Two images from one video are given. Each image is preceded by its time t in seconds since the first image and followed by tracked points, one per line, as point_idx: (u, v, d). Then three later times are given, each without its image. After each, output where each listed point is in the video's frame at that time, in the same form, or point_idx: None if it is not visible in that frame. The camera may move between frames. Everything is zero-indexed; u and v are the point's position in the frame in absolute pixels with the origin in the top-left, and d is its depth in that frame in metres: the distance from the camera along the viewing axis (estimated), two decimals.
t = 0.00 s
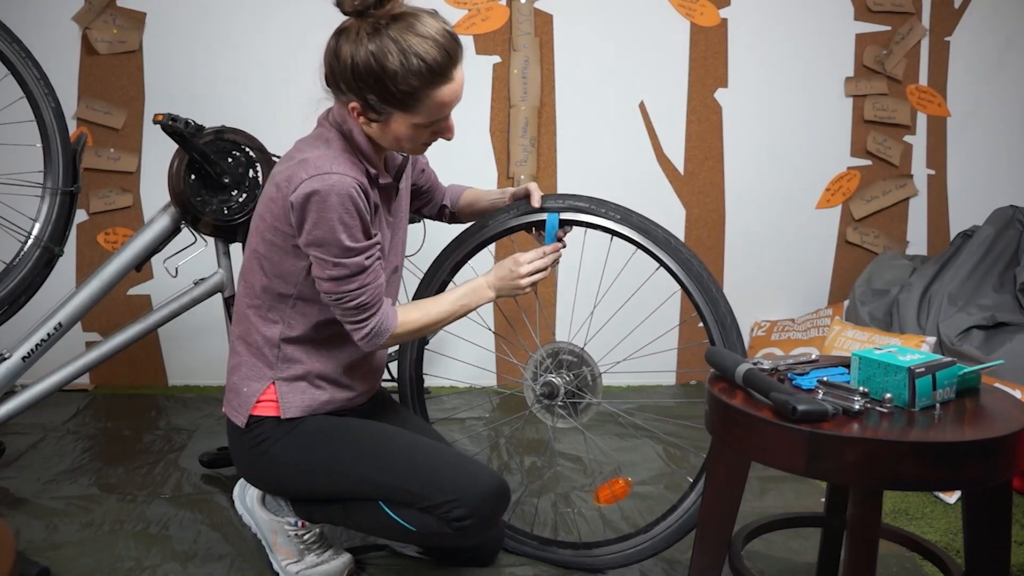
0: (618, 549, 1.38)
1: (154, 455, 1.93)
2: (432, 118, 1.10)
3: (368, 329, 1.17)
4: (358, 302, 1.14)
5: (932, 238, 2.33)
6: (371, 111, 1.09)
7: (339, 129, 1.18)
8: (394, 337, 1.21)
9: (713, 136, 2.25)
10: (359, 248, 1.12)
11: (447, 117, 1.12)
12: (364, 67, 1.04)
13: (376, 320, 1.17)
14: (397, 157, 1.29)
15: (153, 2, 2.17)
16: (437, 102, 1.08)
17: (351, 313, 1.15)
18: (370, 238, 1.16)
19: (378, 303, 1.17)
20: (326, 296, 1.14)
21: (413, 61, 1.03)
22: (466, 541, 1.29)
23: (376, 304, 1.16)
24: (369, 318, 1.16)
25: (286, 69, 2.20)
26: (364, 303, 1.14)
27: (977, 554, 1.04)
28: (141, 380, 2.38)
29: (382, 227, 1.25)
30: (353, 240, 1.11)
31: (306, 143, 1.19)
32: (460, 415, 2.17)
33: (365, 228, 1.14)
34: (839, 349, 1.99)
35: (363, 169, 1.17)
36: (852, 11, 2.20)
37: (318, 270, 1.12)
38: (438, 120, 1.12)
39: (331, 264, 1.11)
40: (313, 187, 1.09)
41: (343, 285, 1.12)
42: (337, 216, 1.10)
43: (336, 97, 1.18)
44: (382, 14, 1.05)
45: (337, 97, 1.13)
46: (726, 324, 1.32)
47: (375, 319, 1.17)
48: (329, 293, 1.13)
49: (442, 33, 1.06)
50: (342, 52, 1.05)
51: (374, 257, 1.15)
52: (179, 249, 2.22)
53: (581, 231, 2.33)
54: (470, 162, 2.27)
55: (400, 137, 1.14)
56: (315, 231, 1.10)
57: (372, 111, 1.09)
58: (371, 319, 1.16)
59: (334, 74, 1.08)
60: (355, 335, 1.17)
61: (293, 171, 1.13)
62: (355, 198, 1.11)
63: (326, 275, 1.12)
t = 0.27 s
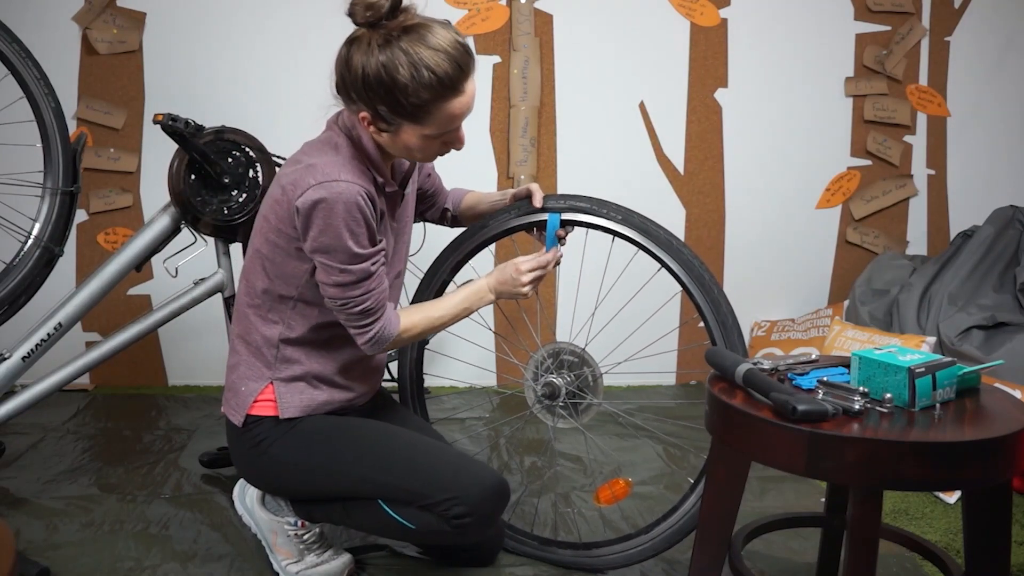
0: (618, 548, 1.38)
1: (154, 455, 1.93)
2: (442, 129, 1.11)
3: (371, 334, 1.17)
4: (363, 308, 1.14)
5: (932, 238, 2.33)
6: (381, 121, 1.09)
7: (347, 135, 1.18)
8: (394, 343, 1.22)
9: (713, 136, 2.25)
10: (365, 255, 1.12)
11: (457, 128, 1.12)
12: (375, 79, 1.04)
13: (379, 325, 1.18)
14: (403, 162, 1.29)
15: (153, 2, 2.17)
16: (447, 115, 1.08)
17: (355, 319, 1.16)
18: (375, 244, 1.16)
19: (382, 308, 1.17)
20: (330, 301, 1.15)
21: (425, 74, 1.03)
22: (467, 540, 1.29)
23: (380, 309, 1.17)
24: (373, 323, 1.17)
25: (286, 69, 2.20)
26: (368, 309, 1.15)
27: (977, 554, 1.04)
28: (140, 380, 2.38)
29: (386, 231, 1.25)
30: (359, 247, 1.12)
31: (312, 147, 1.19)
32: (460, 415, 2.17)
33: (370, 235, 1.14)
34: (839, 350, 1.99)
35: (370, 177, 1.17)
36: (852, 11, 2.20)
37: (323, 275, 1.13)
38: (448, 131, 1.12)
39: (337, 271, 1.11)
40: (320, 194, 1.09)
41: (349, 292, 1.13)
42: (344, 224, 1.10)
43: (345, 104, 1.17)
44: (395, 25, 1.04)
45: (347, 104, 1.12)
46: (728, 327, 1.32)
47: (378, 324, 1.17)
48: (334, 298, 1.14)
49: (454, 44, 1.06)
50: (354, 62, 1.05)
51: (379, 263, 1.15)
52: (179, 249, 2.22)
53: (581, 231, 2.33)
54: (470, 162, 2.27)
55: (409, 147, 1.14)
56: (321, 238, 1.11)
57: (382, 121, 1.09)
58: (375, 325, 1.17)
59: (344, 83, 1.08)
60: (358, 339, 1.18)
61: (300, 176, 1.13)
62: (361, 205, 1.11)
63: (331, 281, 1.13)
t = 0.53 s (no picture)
0: (618, 549, 1.38)
1: (154, 455, 1.93)
2: (445, 135, 1.10)
3: (362, 337, 1.17)
4: (354, 312, 1.14)
5: (933, 238, 2.33)
6: (384, 125, 1.09)
7: (352, 137, 1.18)
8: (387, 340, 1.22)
9: (713, 136, 2.25)
10: (361, 259, 1.12)
11: (460, 133, 1.12)
12: (379, 85, 1.03)
13: (372, 328, 1.18)
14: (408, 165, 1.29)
15: (153, 2, 2.17)
16: (450, 121, 1.08)
17: (346, 322, 1.16)
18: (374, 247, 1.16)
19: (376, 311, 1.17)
20: (323, 302, 1.15)
21: (430, 81, 1.03)
22: (469, 539, 1.29)
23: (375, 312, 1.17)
24: (365, 327, 1.17)
25: (286, 69, 2.20)
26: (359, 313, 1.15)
27: (977, 554, 1.04)
28: (141, 380, 2.38)
29: (386, 234, 1.25)
30: (357, 249, 1.12)
31: (316, 149, 1.19)
32: (460, 415, 2.17)
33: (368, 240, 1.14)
34: (839, 350, 1.99)
35: (372, 179, 1.17)
36: (852, 11, 2.20)
37: (317, 276, 1.13)
38: (452, 136, 1.12)
39: (331, 273, 1.11)
40: (321, 195, 1.09)
41: (340, 295, 1.13)
42: (340, 227, 1.10)
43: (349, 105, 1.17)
44: (400, 30, 1.04)
45: (351, 107, 1.12)
46: (728, 328, 1.32)
47: (369, 326, 1.17)
48: (326, 300, 1.14)
49: (459, 50, 1.05)
50: (359, 66, 1.04)
51: (377, 266, 1.15)
52: (179, 249, 2.22)
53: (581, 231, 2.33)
54: (470, 162, 2.27)
55: (413, 151, 1.14)
56: (317, 240, 1.11)
57: (385, 126, 1.09)
58: (365, 329, 1.17)
59: (349, 86, 1.08)
60: (348, 342, 1.18)
61: (302, 177, 1.13)
62: (362, 209, 1.11)
63: (324, 283, 1.13)
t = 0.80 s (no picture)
0: (618, 549, 1.38)
1: (154, 455, 1.92)
2: (444, 140, 1.11)
3: (358, 338, 1.17)
4: (349, 313, 1.14)
5: (932, 238, 2.33)
6: (383, 129, 1.09)
7: (352, 138, 1.18)
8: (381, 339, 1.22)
9: (713, 136, 2.25)
10: (359, 261, 1.12)
11: (460, 139, 1.13)
12: (379, 91, 1.03)
13: (368, 330, 1.18)
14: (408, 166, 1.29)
15: (153, 2, 2.17)
16: (450, 128, 1.08)
17: (341, 324, 1.16)
18: (373, 249, 1.16)
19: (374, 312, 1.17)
20: (319, 303, 1.15)
21: (428, 88, 1.03)
22: (470, 539, 1.29)
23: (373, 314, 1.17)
24: (361, 329, 1.17)
25: (286, 70, 2.20)
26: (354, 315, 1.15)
27: (977, 554, 1.04)
28: (141, 380, 2.38)
29: (384, 235, 1.25)
30: (356, 251, 1.12)
31: (316, 149, 1.19)
32: (460, 415, 2.17)
33: (366, 242, 1.14)
34: (839, 350, 1.99)
35: (372, 181, 1.17)
36: (852, 11, 2.20)
37: (314, 277, 1.13)
38: (452, 142, 1.12)
39: (327, 274, 1.11)
40: (320, 197, 1.09)
41: (336, 296, 1.13)
42: (338, 229, 1.10)
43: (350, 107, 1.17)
44: (401, 35, 1.03)
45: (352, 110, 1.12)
46: (727, 328, 1.32)
47: (364, 326, 1.17)
48: (322, 301, 1.14)
49: (460, 56, 1.05)
50: (359, 71, 1.04)
51: (375, 268, 1.15)
52: (179, 249, 2.22)
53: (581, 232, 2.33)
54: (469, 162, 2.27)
55: (413, 155, 1.14)
56: (315, 241, 1.11)
57: (384, 130, 1.09)
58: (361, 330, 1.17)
59: (349, 90, 1.08)
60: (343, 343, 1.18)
61: (302, 178, 1.13)
62: (361, 211, 1.11)
63: (320, 285, 1.13)
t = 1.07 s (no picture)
0: (618, 549, 1.38)
1: (154, 455, 1.92)
2: (443, 142, 1.10)
3: (358, 339, 1.17)
4: (350, 314, 1.14)
5: (932, 238, 2.33)
6: (383, 131, 1.09)
7: (352, 139, 1.18)
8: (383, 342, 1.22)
9: (713, 136, 2.25)
10: (360, 262, 1.12)
11: (459, 141, 1.13)
12: (378, 93, 1.03)
13: (370, 331, 1.18)
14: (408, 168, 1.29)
15: (153, 2, 2.17)
16: (449, 130, 1.08)
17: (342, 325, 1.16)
18: (373, 250, 1.16)
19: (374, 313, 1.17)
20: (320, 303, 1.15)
21: (427, 91, 1.03)
22: (471, 537, 1.29)
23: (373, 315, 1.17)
24: (361, 329, 1.17)
25: (286, 70, 2.20)
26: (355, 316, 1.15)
27: (978, 554, 1.04)
28: (141, 380, 2.38)
29: (384, 236, 1.25)
30: (356, 253, 1.12)
31: (317, 150, 1.19)
32: (460, 415, 2.17)
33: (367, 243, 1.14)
34: (839, 350, 1.99)
35: (372, 182, 1.17)
36: (852, 11, 2.20)
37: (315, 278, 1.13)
38: (451, 144, 1.12)
39: (328, 275, 1.11)
40: (320, 197, 1.09)
41: (337, 297, 1.13)
42: (338, 229, 1.10)
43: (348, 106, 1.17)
44: (400, 38, 1.03)
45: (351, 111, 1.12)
46: (726, 328, 1.32)
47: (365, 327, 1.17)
48: (323, 302, 1.14)
49: (458, 59, 1.05)
50: (358, 73, 1.04)
51: (376, 269, 1.15)
52: (179, 249, 2.22)
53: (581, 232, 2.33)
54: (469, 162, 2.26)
55: (413, 157, 1.14)
56: (315, 242, 1.11)
57: (383, 132, 1.09)
58: (362, 332, 1.17)
59: (348, 92, 1.08)
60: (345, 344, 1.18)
61: (303, 179, 1.13)
62: (361, 213, 1.11)
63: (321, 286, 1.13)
